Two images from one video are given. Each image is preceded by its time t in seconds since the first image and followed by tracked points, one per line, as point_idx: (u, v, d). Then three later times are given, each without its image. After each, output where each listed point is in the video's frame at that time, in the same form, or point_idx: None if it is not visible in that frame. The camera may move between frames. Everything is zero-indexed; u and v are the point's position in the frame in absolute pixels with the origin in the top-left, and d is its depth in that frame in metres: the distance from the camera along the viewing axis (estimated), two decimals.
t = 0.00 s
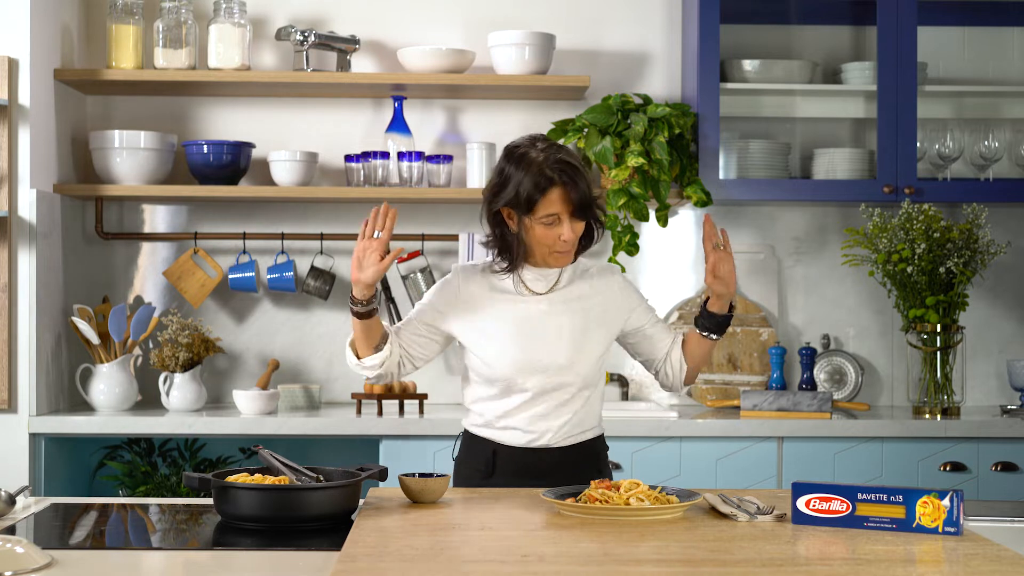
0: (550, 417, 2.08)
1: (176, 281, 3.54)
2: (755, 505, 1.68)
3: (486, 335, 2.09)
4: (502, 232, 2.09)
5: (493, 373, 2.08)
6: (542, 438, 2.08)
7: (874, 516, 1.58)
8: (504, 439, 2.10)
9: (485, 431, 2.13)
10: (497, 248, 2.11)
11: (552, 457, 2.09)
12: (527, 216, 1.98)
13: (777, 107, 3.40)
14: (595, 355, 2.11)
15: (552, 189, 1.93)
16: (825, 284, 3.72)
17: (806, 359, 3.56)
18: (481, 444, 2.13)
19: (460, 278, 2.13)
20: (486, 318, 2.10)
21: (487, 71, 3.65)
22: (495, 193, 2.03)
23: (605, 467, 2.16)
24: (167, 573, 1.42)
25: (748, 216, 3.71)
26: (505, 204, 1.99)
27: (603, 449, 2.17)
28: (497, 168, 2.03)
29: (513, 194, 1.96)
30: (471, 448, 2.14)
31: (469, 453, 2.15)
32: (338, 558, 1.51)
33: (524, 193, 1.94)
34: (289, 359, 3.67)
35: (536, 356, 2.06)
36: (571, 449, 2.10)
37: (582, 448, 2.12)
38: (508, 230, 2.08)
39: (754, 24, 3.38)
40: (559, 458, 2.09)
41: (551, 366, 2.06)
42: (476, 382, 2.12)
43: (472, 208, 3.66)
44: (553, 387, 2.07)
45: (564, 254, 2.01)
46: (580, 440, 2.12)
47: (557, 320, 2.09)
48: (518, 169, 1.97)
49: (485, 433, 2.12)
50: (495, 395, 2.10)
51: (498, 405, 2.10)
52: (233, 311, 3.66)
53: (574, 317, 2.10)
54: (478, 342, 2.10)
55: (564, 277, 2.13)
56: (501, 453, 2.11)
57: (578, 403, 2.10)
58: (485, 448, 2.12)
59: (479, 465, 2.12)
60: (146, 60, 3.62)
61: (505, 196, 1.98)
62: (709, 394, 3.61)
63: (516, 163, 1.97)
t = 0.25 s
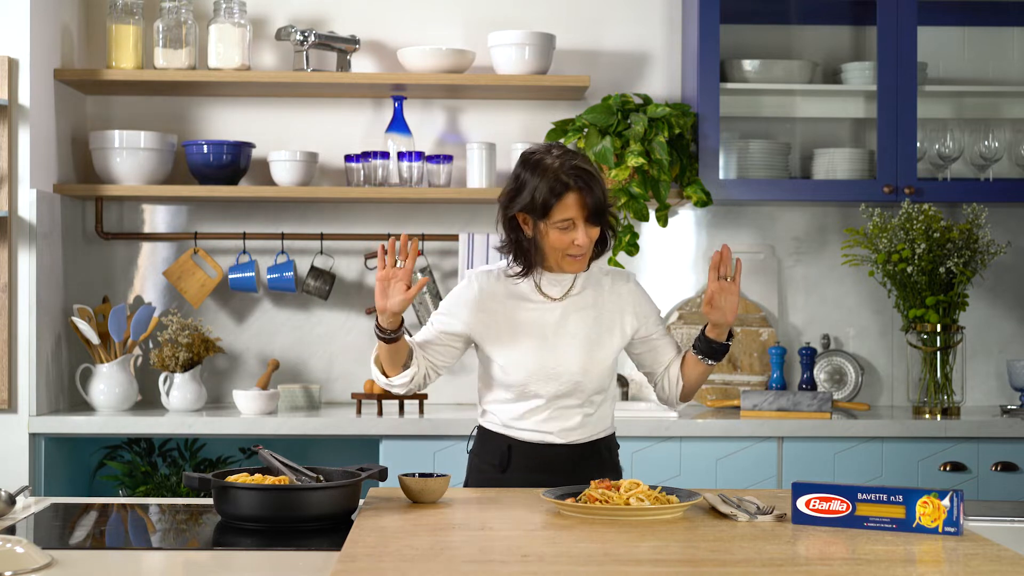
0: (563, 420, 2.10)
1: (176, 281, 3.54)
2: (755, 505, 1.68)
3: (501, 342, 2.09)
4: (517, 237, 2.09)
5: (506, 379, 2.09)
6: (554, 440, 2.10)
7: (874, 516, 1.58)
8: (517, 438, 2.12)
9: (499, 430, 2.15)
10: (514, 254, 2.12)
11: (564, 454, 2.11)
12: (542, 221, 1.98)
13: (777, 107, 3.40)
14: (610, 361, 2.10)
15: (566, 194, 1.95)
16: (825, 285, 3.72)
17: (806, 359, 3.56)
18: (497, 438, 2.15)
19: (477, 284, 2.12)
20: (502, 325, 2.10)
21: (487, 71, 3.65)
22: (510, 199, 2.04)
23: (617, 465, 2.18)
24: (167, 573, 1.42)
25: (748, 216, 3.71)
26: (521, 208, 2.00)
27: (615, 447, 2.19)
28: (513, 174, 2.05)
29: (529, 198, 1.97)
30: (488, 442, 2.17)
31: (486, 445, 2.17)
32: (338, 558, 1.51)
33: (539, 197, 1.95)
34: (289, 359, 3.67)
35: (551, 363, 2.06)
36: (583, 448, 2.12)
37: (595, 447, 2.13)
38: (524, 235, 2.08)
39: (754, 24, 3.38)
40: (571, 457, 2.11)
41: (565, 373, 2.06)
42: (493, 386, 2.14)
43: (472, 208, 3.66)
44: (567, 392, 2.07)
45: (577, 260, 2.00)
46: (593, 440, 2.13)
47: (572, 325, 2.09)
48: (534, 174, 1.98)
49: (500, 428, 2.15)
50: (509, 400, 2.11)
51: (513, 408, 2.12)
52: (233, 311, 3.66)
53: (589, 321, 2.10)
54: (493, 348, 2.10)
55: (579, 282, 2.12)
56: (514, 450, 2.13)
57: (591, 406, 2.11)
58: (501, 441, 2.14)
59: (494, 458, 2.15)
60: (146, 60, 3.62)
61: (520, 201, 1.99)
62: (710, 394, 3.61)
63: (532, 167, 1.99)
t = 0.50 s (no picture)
0: (573, 415, 2.08)
1: (176, 281, 3.54)
2: (755, 505, 1.68)
3: (514, 334, 2.06)
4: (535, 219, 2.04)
5: (518, 373, 2.05)
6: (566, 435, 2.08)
7: (874, 516, 1.58)
8: (527, 434, 2.08)
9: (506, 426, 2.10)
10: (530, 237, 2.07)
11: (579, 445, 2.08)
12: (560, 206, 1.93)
13: (777, 107, 3.40)
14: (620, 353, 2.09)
15: (589, 184, 1.89)
16: (825, 285, 3.72)
17: (806, 359, 3.56)
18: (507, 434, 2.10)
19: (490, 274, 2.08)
20: (514, 317, 2.07)
21: (487, 71, 3.65)
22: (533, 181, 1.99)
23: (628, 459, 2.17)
24: (166, 573, 1.42)
25: (748, 216, 3.71)
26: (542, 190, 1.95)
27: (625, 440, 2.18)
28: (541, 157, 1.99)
29: (552, 182, 1.92)
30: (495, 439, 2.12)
31: (496, 445, 2.11)
32: (338, 558, 1.51)
33: (561, 183, 1.90)
34: (289, 359, 3.67)
35: (563, 356, 2.05)
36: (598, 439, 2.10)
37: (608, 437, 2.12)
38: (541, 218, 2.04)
39: (755, 24, 3.39)
40: (587, 450, 2.09)
41: (577, 366, 2.05)
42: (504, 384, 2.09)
43: (472, 208, 3.66)
44: (578, 386, 2.06)
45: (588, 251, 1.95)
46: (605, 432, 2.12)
47: (584, 318, 2.07)
48: (561, 159, 1.93)
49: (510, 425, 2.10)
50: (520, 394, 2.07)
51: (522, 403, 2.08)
52: (233, 311, 3.66)
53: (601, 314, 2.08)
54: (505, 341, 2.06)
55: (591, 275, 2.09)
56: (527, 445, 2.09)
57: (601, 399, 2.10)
58: (514, 440, 2.09)
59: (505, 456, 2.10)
60: (146, 60, 3.62)
61: (543, 184, 1.95)
62: (710, 394, 3.61)
63: (561, 152, 1.94)
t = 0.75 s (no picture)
0: (595, 416, 2.06)
1: (176, 281, 3.54)
2: (756, 505, 1.68)
3: (538, 336, 2.02)
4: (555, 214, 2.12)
5: (541, 375, 2.02)
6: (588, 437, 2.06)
7: (874, 516, 1.58)
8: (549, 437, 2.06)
9: (527, 431, 2.07)
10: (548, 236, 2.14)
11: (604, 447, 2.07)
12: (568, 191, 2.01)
13: (777, 107, 3.40)
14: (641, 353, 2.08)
15: (594, 167, 1.98)
16: (825, 285, 3.72)
17: (806, 359, 3.56)
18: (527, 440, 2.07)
19: (512, 274, 2.04)
20: (538, 318, 2.03)
21: (487, 71, 3.65)
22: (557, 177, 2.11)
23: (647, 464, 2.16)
24: (167, 573, 1.42)
25: (748, 216, 3.71)
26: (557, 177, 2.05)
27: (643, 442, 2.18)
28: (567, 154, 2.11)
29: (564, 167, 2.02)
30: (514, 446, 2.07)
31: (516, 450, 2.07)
32: (338, 558, 1.51)
33: (571, 167, 2.01)
34: (289, 359, 3.67)
35: (587, 357, 2.02)
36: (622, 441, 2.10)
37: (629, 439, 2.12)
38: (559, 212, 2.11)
39: (755, 24, 3.39)
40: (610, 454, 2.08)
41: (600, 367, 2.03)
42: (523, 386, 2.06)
43: (472, 208, 3.66)
44: (602, 387, 2.04)
45: (590, 241, 1.99)
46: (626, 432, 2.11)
47: (607, 318, 2.05)
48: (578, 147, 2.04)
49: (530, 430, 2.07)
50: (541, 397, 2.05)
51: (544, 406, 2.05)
52: (233, 311, 3.66)
53: (622, 314, 2.07)
54: (529, 343, 2.02)
55: (609, 275, 2.08)
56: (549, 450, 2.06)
57: (624, 400, 2.08)
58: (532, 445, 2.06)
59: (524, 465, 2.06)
60: (146, 60, 3.62)
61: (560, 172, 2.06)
62: (709, 394, 3.61)
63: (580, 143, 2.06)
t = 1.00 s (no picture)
0: (613, 417, 2.04)
1: (176, 281, 3.54)
2: (756, 505, 1.68)
3: (554, 334, 2.02)
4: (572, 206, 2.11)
5: (556, 373, 2.01)
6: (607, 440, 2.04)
7: (874, 516, 1.58)
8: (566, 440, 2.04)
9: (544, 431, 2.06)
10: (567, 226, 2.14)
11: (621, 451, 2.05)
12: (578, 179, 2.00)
13: (777, 107, 3.40)
14: (660, 352, 2.06)
15: (602, 151, 1.96)
16: (825, 285, 3.72)
17: (806, 359, 3.56)
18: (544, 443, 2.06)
19: (528, 271, 2.03)
20: (554, 316, 2.03)
21: (486, 71, 3.65)
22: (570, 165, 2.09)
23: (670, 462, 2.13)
24: (167, 573, 1.42)
25: (748, 216, 3.71)
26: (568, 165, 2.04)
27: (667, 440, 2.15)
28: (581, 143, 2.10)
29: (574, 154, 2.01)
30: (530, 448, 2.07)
31: (534, 450, 2.07)
32: (339, 558, 1.51)
33: (578, 154, 1.99)
34: (289, 359, 3.67)
35: (605, 355, 2.01)
36: (640, 445, 2.07)
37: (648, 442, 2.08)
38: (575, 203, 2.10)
39: (755, 24, 3.39)
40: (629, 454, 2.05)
41: (616, 365, 2.01)
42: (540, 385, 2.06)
43: (472, 208, 3.66)
44: (618, 387, 2.02)
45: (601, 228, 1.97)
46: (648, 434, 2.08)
47: (624, 315, 2.03)
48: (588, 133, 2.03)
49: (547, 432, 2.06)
50: (557, 396, 2.04)
51: (560, 405, 2.04)
52: (233, 311, 3.66)
53: (640, 311, 2.05)
54: (543, 339, 2.02)
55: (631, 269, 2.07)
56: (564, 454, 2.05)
57: (644, 400, 2.06)
58: (549, 446, 2.05)
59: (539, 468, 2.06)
60: (146, 60, 3.62)
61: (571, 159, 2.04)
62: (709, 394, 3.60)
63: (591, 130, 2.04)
